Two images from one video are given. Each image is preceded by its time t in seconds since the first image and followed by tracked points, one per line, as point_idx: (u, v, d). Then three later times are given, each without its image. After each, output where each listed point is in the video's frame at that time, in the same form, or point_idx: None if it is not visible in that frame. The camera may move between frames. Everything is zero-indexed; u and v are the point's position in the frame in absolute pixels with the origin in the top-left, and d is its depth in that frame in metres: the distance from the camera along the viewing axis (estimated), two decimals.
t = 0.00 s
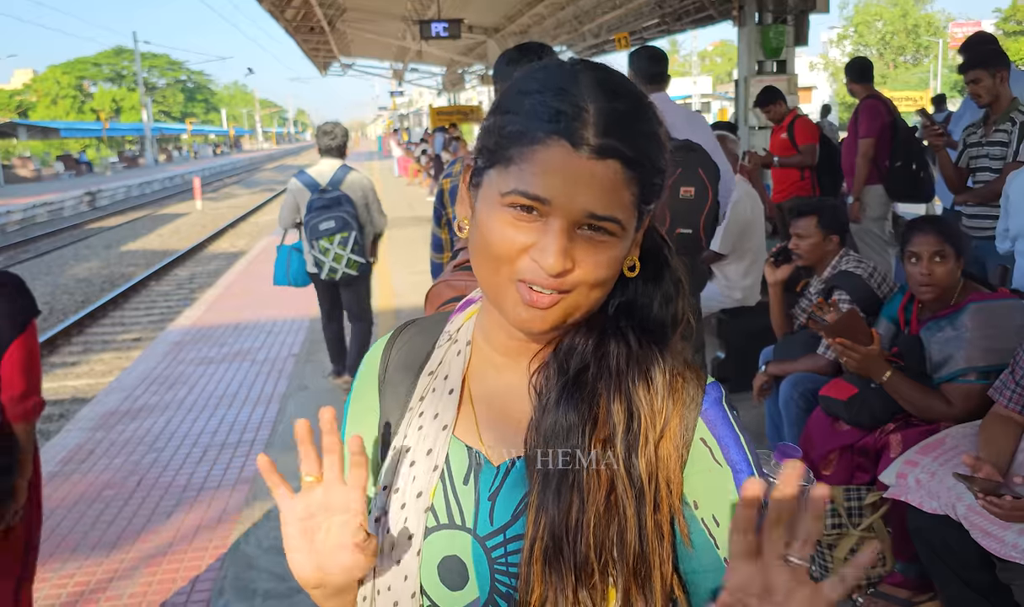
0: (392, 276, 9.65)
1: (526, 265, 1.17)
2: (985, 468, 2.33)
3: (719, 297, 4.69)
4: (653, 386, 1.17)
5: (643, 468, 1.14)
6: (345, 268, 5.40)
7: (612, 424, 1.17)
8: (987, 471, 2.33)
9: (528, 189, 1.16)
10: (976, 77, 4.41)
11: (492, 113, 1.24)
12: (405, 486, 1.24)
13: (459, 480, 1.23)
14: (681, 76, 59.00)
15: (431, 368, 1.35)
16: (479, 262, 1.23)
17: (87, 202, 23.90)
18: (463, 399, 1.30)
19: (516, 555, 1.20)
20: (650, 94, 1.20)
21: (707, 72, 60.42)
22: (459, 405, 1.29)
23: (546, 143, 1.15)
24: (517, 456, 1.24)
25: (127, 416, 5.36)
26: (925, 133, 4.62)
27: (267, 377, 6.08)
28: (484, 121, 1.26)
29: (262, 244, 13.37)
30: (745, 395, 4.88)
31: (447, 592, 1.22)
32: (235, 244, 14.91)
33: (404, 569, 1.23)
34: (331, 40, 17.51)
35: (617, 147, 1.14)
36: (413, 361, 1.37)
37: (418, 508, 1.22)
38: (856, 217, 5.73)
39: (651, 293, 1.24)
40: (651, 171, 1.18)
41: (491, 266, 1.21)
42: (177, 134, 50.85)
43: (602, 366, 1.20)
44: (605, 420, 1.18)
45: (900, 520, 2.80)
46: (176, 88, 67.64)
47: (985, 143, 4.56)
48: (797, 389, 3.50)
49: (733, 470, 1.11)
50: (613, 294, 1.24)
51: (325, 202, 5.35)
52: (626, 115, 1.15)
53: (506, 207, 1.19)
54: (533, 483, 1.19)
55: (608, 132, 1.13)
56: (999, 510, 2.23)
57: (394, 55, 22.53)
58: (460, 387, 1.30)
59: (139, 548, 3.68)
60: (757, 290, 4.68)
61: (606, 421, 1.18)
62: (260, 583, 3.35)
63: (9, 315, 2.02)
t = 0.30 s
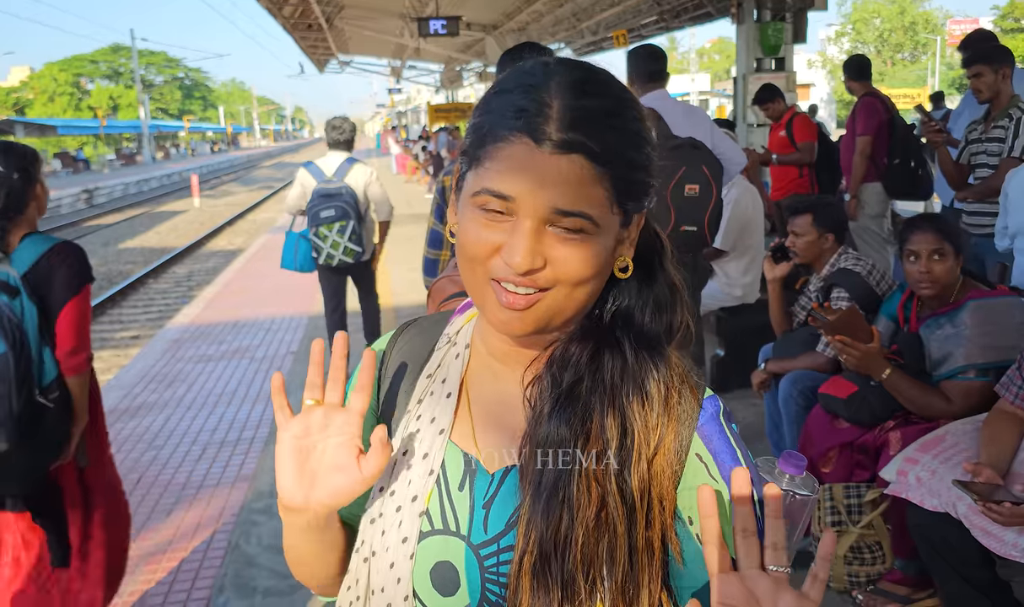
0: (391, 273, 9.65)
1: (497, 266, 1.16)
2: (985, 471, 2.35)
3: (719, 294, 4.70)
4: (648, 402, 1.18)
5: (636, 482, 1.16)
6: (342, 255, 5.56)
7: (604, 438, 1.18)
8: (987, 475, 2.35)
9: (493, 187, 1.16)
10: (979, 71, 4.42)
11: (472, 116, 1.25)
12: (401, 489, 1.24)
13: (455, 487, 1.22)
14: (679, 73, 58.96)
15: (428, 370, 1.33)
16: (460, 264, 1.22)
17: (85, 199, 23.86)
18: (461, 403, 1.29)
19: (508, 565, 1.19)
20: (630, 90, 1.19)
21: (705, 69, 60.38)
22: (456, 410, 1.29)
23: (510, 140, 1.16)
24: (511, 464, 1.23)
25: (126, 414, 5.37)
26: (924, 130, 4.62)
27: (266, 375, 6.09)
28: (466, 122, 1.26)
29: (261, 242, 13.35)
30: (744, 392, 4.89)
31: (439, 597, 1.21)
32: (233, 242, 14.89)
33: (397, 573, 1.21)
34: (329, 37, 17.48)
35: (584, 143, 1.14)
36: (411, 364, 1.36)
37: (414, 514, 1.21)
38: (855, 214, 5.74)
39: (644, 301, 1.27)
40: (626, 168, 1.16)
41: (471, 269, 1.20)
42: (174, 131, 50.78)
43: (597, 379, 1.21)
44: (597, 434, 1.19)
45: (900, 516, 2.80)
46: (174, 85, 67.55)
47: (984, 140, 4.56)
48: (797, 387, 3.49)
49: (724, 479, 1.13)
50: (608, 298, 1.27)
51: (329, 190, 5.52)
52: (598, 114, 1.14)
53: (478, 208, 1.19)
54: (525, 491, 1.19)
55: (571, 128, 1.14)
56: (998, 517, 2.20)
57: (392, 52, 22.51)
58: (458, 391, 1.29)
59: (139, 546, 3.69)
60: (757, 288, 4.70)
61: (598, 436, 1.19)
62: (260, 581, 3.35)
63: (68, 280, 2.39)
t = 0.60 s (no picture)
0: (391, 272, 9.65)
1: (480, 273, 1.16)
2: (992, 478, 2.36)
3: (721, 293, 4.70)
4: (651, 417, 1.18)
5: (639, 496, 1.15)
6: (363, 248, 5.80)
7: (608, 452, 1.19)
8: (994, 481, 2.35)
9: (473, 195, 1.16)
10: (984, 68, 4.42)
11: (462, 118, 1.23)
12: (407, 495, 1.21)
13: (462, 496, 1.21)
14: (677, 71, 58.97)
15: (438, 375, 1.31)
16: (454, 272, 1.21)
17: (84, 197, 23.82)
18: (469, 409, 1.28)
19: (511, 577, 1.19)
20: (616, 83, 1.15)
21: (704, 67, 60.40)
22: (464, 415, 1.27)
23: (484, 144, 1.15)
24: (514, 474, 1.22)
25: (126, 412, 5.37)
26: (926, 127, 4.63)
27: (267, 374, 6.09)
28: (459, 124, 1.25)
29: (260, 240, 13.35)
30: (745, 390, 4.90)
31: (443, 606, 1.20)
32: (233, 240, 14.89)
33: (403, 580, 1.20)
34: (329, 35, 17.47)
35: (556, 144, 1.11)
36: (419, 365, 1.33)
37: (419, 520, 1.20)
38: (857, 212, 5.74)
39: (645, 310, 1.24)
40: (610, 166, 1.13)
41: (463, 277, 1.19)
42: (173, 129, 50.76)
43: (603, 393, 1.22)
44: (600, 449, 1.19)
45: (903, 515, 2.80)
46: (172, 84, 67.52)
47: (986, 137, 4.56)
48: (798, 386, 3.51)
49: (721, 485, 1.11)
50: (610, 308, 1.25)
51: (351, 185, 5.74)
52: (574, 113, 1.11)
53: (462, 215, 1.19)
54: (526, 501, 1.19)
55: (541, 129, 1.11)
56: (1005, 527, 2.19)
57: (391, 51, 22.51)
58: (467, 396, 1.28)
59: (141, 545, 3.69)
60: (759, 286, 4.71)
61: (602, 449, 1.19)
62: (262, 579, 3.36)
63: (129, 270, 2.68)
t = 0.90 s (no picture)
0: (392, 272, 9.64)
1: (492, 268, 1.15)
2: (1006, 494, 2.28)
3: (725, 293, 4.69)
4: (657, 419, 1.15)
5: (638, 499, 1.13)
6: (381, 240, 6.19)
7: (609, 456, 1.16)
8: (1008, 496, 2.28)
9: (488, 188, 1.15)
10: (990, 66, 4.41)
11: (478, 112, 1.23)
12: (407, 496, 1.22)
13: (459, 495, 1.20)
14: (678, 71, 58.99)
15: (440, 375, 1.32)
16: (464, 267, 1.21)
17: (86, 197, 23.77)
18: (470, 409, 1.28)
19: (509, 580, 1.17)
20: (636, 82, 1.15)
21: (705, 67, 60.39)
22: (465, 416, 1.27)
23: (503, 136, 1.14)
24: (515, 476, 1.21)
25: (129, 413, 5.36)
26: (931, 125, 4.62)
27: (269, 374, 6.08)
28: (473, 119, 1.24)
29: (262, 241, 13.35)
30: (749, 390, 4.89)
31: None
32: (234, 240, 14.88)
33: (403, 580, 1.21)
34: (330, 34, 17.46)
35: (578, 140, 1.11)
36: (423, 366, 1.34)
37: (417, 519, 1.20)
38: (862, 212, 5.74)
39: (653, 312, 1.22)
40: (631, 168, 1.13)
41: (473, 273, 1.19)
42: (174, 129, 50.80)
43: (605, 395, 1.20)
44: (602, 452, 1.17)
45: (910, 515, 2.79)
46: (173, 84, 67.57)
47: (992, 135, 4.56)
48: (804, 385, 3.51)
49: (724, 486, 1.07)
50: (616, 308, 1.23)
51: (363, 182, 6.20)
52: (593, 108, 1.11)
53: (474, 207, 1.18)
54: (526, 502, 1.17)
55: (563, 122, 1.11)
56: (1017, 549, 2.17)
57: (393, 50, 22.51)
58: (467, 397, 1.28)
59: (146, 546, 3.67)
60: (762, 286, 4.71)
61: (603, 450, 1.17)
62: (266, 580, 3.35)
63: (198, 247, 3.03)
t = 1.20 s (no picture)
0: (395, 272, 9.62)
1: (509, 248, 1.14)
2: (1012, 505, 2.31)
3: (729, 293, 4.67)
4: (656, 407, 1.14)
5: (646, 492, 1.11)
6: (381, 233, 6.53)
7: (615, 446, 1.14)
8: (1015, 507, 2.31)
9: (496, 166, 1.15)
10: (996, 63, 4.40)
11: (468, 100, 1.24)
12: (412, 504, 1.22)
13: (464, 503, 1.20)
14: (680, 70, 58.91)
15: (444, 379, 1.33)
16: (469, 256, 1.20)
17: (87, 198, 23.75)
18: (474, 412, 1.28)
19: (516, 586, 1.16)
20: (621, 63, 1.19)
21: (707, 66, 60.33)
22: (469, 419, 1.27)
23: (507, 112, 1.16)
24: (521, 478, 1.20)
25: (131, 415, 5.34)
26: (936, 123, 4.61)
27: (272, 374, 6.07)
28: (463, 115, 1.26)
29: (264, 241, 13.33)
30: (753, 390, 4.87)
31: None
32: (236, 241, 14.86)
33: (408, 590, 1.21)
34: (331, 34, 17.44)
35: (582, 105, 1.13)
36: (427, 370, 1.35)
37: (422, 528, 1.20)
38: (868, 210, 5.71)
39: (653, 296, 1.22)
40: (630, 135, 1.15)
41: (480, 258, 1.18)
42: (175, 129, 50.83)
43: (612, 385, 1.18)
44: (608, 443, 1.15)
45: (915, 516, 2.78)
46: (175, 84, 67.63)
47: (998, 132, 4.54)
48: (808, 385, 3.50)
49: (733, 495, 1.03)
50: (620, 296, 1.23)
51: (362, 178, 6.52)
52: (593, 79, 1.13)
53: (481, 191, 1.17)
54: (532, 502, 1.16)
55: (565, 89, 1.13)
56: None
57: (394, 50, 22.49)
58: (471, 399, 1.28)
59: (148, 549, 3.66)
60: (765, 286, 4.67)
61: (609, 442, 1.15)
62: (271, 582, 3.34)
63: (240, 241, 3.38)
